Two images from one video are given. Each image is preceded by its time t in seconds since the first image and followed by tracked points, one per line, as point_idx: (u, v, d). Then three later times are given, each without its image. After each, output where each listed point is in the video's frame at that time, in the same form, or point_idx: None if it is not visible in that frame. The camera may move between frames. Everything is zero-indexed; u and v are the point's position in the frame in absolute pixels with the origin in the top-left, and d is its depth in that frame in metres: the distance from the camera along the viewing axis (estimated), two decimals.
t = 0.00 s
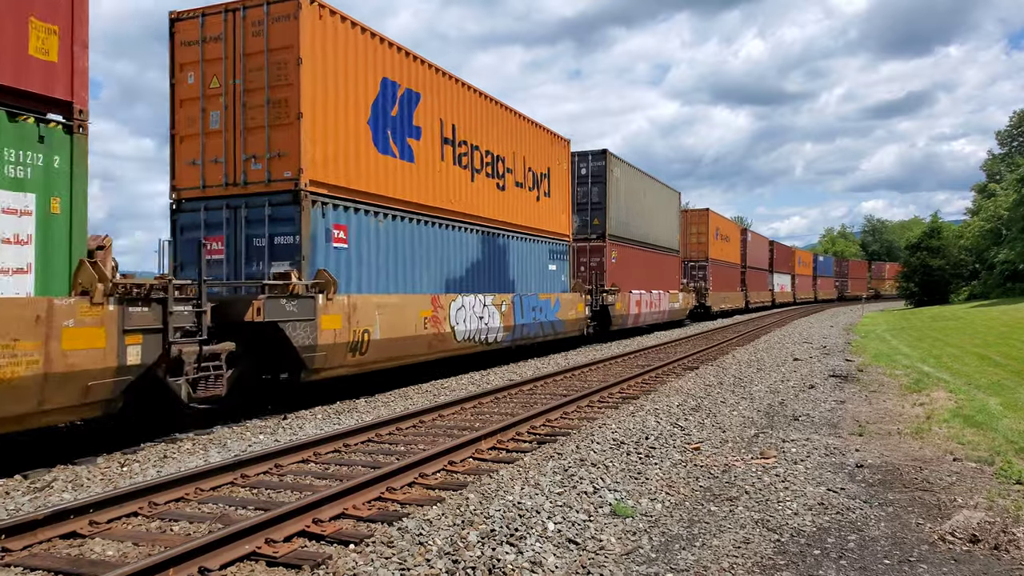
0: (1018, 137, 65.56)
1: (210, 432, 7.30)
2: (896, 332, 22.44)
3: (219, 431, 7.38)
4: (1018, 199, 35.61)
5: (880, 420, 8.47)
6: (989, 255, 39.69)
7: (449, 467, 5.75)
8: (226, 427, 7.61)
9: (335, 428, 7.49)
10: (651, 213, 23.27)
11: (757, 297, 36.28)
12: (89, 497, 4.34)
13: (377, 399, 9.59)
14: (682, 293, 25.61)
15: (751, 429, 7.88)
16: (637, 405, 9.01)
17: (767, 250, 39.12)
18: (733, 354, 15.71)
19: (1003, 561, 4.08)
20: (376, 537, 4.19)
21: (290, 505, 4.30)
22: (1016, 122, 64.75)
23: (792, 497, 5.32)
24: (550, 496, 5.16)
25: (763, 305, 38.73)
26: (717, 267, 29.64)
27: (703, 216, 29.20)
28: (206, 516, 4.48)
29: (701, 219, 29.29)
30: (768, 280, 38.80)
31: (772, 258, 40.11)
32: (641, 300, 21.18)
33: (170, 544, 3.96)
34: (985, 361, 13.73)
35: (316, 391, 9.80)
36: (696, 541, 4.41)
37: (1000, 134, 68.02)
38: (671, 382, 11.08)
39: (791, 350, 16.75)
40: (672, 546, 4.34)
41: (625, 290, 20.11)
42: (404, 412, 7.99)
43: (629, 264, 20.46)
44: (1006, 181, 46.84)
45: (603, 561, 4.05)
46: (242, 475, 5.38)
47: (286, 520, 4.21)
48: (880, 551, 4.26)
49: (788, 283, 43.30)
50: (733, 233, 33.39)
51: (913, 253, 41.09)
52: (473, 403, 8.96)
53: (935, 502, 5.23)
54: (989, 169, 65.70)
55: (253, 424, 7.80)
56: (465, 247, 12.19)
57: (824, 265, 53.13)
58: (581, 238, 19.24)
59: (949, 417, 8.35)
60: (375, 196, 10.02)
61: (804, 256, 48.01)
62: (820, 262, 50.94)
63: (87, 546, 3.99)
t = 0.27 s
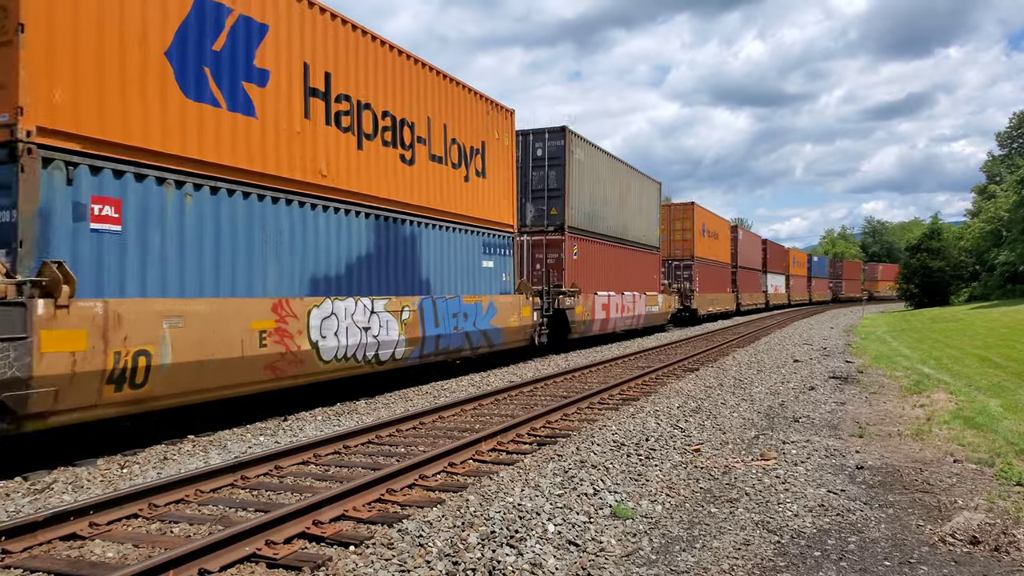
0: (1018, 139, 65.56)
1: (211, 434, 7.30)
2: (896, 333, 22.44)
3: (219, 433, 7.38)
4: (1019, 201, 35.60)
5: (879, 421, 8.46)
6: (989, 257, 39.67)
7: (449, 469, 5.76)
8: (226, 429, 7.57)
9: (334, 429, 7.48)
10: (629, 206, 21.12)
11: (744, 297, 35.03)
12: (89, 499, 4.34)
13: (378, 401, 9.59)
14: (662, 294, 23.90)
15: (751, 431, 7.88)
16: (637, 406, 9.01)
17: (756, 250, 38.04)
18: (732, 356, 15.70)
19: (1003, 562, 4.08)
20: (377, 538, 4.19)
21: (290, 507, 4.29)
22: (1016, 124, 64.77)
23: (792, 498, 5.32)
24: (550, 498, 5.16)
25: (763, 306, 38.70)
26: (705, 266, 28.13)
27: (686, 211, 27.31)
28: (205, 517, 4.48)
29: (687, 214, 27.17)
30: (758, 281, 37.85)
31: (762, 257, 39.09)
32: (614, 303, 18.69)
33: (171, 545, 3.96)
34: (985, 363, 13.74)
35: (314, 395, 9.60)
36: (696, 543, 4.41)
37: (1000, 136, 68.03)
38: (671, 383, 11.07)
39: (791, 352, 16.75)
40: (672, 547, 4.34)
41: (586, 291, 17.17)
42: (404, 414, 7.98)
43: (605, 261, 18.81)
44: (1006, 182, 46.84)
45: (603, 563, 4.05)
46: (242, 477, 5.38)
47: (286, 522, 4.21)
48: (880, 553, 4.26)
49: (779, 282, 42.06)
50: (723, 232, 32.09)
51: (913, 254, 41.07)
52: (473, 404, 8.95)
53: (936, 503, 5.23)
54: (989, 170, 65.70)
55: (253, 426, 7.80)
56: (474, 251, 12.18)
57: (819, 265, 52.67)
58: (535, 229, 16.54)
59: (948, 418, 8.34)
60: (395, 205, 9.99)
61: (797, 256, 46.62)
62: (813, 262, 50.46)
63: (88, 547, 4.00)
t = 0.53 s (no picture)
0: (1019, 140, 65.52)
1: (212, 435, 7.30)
2: (897, 334, 22.43)
3: (220, 434, 7.38)
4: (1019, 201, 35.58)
5: (880, 422, 8.46)
6: (990, 258, 39.64)
7: (450, 470, 5.76)
8: (227, 431, 7.57)
9: (335, 431, 7.48)
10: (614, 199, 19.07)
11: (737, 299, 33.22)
12: (91, 500, 4.34)
13: (379, 402, 9.60)
14: (639, 294, 21.24)
15: (752, 432, 7.88)
16: (638, 408, 9.00)
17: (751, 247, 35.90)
18: (733, 356, 15.69)
19: (1005, 563, 4.08)
20: (378, 540, 4.19)
21: (290, 508, 4.29)
22: (1016, 125, 64.77)
23: (794, 500, 5.32)
24: (551, 499, 5.16)
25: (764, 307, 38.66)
26: (694, 265, 26.55)
27: (669, 204, 25.12)
28: (206, 519, 4.48)
29: (670, 208, 25.33)
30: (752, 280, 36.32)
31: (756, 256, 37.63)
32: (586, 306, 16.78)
33: (172, 547, 3.96)
34: (986, 363, 13.73)
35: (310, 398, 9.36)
36: (697, 544, 4.40)
37: (1001, 137, 67.98)
38: (672, 385, 11.06)
39: (792, 353, 16.73)
40: (673, 549, 4.34)
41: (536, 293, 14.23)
42: (405, 415, 7.98)
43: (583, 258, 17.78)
44: (1008, 183, 46.76)
45: (604, 565, 4.05)
46: (243, 478, 5.38)
47: (286, 523, 4.21)
48: (882, 554, 4.25)
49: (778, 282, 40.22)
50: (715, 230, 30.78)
51: (913, 255, 41.03)
52: (474, 406, 8.94)
53: (937, 505, 5.22)
54: (990, 171, 65.65)
55: (254, 427, 7.79)
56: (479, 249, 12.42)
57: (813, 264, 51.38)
58: (472, 218, 13.65)
59: (950, 419, 8.33)
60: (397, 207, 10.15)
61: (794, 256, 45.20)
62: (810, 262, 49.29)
63: (88, 549, 3.99)
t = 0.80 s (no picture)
0: (1018, 142, 65.59)
1: (211, 437, 7.29)
2: (898, 336, 22.43)
3: (220, 435, 7.37)
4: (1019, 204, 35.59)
5: (880, 424, 8.46)
6: (990, 260, 39.67)
7: (450, 472, 5.76)
8: (226, 432, 7.57)
9: (335, 433, 7.48)
10: (575, 186, 16.56)
11: (727, 302, 32.08)
12: (91, 501, 4.34)
13: (379, 403, 9.62)
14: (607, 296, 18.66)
15: (751, 434, 7.87)
16: (638, 410, 8.99)
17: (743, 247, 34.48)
18: (733, 358, 15.69)
19: (1003, 565, 4.08)
20: (377, 541, 4.19)
21: (290, 510, 4.29)
22: (1016, 128, 64.85)
23: (793, 501, 5.32)
24: (551, 501, 5.16)
25: (763, 309, 38.66)
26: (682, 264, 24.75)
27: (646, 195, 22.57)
28: (206, 520, 4.49)
29: (647, 199, 22.64)
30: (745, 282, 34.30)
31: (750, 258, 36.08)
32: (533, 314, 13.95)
33: (172, 548, 3.96)
34: (986, 365, 13.74)
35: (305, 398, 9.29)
36: (697, 546, 4.41)
37: (1001, 139, 68.04)
38: (672, 387, 11.06)
39: (792, 355, 16.73)
40: (673, 550, 4.34)
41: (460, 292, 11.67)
42: (405, 416, 7.98)
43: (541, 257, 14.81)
44: (1007, 186, 46.80)
45: (604, 566, 4.06)
46: (243, 479, 5.38)
47: (287, 525, 4.21)
48: (881, 556, 4.26)
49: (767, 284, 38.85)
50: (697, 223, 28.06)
51: (913, 258, 41.06)
52: (474, 407, 8.94)
53: (936, 506, 5.22)
54: (989, 173, 65.70)
55: (253, 429, 7.78)
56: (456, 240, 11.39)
57: (808, 265, 49.79)
58: (366, 196, 10.65)
59: (949, 421, 8.34)
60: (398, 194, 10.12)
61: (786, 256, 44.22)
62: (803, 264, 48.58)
63: (88, 550, 3.99)
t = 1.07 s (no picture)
0: (1017, 143, 65.66)
1: (210, 437, 7.29)
2: (897, 336, 22.45)
3: (219, 435, 7.37)
4: (1017, 204, 35.65)
5: (879, 425, 8.47)
6: (989, 261, 39.73)
7: (450, 472, 5.77)
8: (225, 433, 7.57)
9: (334, 433, 7.49)
10: (516, 156, 14.00)
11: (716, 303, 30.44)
12: (89, 501, 4.34)
13: (378, 403, 9.62)
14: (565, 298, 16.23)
15: (751, 434, 7.88)
16: (637, 410, 8.98)
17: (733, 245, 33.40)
18: (732, 359, 15.69)
19: (1001, 565, 4.09)
20: (377, 541, 4.20)
21: (290, 510, 4.29)
22: (1016, 128, 64.95)
23: (792, 501, 5.33)
24: (551, 501, 5.16)
25: (762, 309, 38.68)
26: (659, 260, 22.55)
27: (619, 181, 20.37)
28: (205, 520, 4.49)
29: (620, 186, 20.48)
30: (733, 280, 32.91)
31: (740, 257, 34.88)
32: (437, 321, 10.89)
33: (171, 548, 3.96)
34: (984, 366, 13.77)
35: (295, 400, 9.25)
36: (696, 546, 4.42)
37: (1000, 139, 68.10)
38: (671, 387, 11.06)
39: (791, 355, 16.74)
40: (672, 550, 4.35)
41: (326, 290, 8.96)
42: (404, 416, 7.98)
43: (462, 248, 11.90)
44: (1005, 187, 46.81)
45: (603, 566, 4.07)
46: (242, 479, 5.39)
47: (287, 525, 4.22)
48: (880, 555, 4.27)
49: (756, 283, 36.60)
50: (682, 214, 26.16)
51: (913, 258, 41.11)
52: (473, 408, 8.94)
53: (935, 506, 5.24)
54: (988, 174, 65.78)
55: (252, 429, 7.78)
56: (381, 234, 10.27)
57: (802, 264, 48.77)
58: (188, 159, 8.01)
59: (948, 421, 8.36)
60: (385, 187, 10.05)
61: (782, 253, 42.69)
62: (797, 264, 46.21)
63: (87, 550, 4.00)
